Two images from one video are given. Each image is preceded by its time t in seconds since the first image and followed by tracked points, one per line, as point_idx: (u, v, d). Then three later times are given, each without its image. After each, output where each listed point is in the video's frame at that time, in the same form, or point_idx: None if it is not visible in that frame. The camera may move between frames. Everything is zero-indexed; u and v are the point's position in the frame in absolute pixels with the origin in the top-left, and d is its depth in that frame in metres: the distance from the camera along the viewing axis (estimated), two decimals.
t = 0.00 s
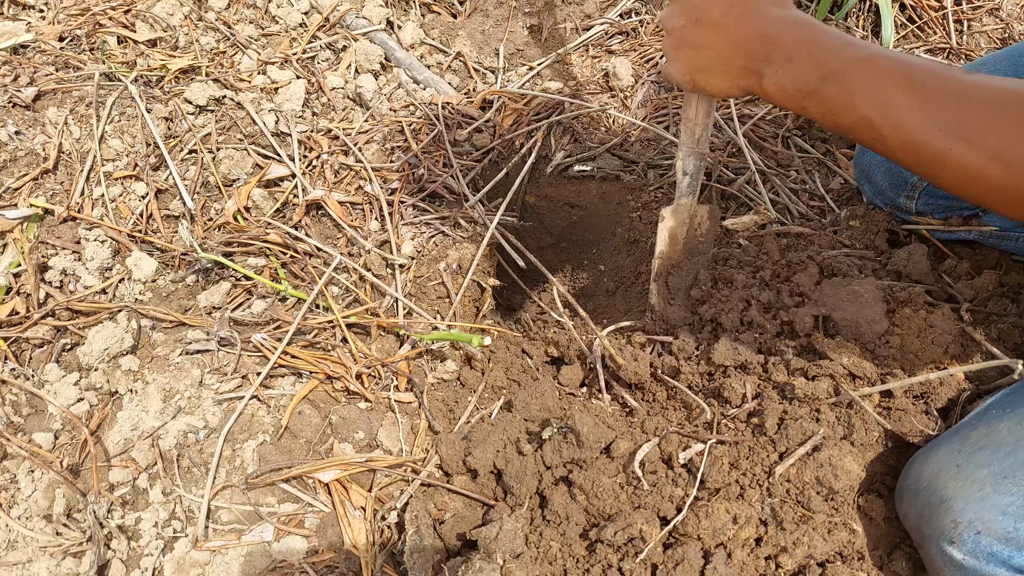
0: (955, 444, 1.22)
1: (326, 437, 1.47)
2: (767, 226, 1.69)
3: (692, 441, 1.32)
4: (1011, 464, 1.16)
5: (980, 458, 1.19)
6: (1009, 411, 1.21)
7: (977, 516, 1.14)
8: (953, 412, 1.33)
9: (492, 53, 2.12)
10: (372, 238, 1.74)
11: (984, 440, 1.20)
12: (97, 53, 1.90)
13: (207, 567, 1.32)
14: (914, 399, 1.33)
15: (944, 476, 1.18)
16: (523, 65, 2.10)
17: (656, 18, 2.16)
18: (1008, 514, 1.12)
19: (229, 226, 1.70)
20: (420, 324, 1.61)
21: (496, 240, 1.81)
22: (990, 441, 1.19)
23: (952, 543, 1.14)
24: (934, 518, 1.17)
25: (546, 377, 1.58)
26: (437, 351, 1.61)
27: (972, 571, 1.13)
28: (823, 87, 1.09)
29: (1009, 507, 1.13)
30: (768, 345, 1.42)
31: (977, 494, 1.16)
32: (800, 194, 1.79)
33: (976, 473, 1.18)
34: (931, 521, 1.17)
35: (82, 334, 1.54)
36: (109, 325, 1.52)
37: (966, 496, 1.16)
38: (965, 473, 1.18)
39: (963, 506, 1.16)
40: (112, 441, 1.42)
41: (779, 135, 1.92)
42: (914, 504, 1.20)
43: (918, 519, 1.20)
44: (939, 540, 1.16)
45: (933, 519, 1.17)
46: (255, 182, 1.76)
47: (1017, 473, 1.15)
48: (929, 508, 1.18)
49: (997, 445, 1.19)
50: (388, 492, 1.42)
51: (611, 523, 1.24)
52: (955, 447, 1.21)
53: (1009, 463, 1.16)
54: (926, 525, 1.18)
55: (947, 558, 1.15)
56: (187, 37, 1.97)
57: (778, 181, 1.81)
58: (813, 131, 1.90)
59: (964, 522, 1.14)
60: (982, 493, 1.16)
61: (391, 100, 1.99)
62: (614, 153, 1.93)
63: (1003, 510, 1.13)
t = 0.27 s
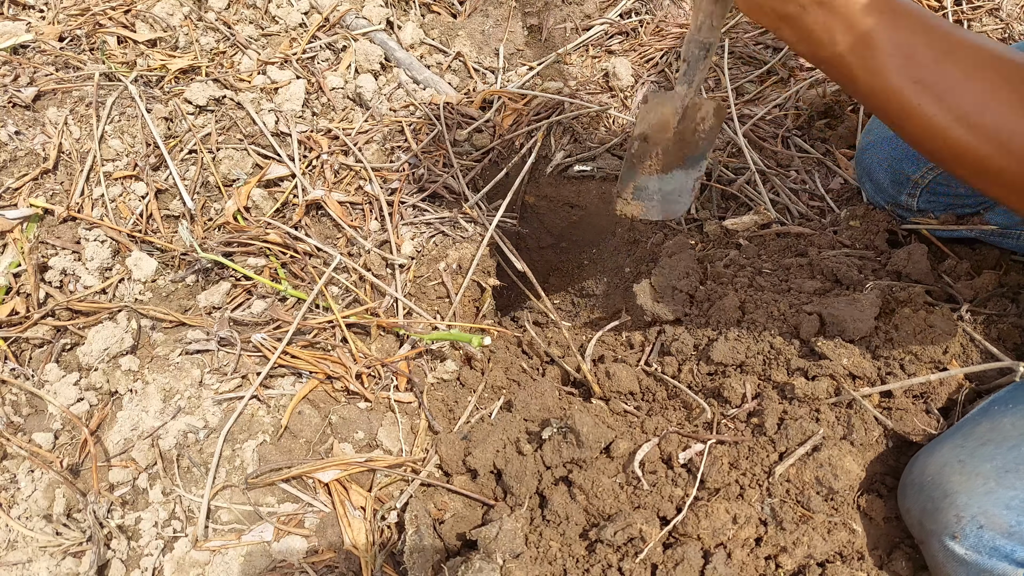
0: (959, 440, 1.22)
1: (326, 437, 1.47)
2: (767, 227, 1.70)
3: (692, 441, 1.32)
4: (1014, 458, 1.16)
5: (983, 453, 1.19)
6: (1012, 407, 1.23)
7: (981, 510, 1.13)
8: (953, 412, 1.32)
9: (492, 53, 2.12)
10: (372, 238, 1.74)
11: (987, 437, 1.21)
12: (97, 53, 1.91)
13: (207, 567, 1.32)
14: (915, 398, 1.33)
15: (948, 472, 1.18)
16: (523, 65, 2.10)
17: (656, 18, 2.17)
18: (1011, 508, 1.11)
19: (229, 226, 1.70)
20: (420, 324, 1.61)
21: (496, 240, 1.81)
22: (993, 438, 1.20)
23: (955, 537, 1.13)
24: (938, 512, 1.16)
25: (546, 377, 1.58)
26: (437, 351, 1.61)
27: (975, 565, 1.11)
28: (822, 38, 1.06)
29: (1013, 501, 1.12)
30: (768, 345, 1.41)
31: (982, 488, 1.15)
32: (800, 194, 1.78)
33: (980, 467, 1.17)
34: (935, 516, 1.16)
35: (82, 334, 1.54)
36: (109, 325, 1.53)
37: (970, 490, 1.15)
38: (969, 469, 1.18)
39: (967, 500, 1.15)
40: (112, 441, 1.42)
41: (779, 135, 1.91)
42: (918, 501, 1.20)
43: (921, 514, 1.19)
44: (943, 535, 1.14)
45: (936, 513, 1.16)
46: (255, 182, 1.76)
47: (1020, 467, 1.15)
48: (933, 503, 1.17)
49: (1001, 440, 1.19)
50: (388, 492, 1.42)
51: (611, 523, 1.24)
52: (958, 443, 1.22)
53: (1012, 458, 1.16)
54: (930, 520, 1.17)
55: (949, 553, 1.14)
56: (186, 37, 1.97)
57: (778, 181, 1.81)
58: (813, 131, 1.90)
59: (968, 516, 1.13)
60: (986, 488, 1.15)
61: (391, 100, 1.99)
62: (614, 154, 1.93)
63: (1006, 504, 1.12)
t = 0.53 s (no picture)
0: (955, 440, 1.23)
1: (326, 437, 1.47)
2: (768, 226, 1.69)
3: (691, 441, 1.32)
4: (1009, 458, 1.17)
5: (980, 452, 1.19)
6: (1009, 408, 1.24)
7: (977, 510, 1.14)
8: (953, 412, 1.33)
9: (492, 53, 2.12)
10: (372, 238, 1.74)
11: (984, 436, 1.21)
12: (97, 53, 1.91)
13: (207, 567, 1.32)
14: (914, 399, 1.33)
15: (945, 472, 1.19)
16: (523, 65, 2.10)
17: (656, 18, 2.19)
18: (1008, 507, 1.12)
19: (229, 226, 1.70)
20: (420, 324, 1.61)
21: (496, 240, 1.81)
22: (990, 437, 1.21)
23: (953, 537, 1.13)
24: (935, 513, 1.16)
25: (546, 377, 1.58)
26: (437, 350, 1.61)
27: (974, 566, 1.10)
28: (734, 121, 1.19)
29: (1009, 501, 1.13)
30: (767, 346, 1.41)
31: (979, 487, 1.16)
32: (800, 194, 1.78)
33: (976, 467, 1.18)
34: (932, 516, 1.16)
35: (82, 334, 1.54)
36: (109, 325, 1.53)
37: (966, 490, 1.16)
38: (965, 468, 1.18)
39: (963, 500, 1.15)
40: (112, 441, 1.42)
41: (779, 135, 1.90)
42: (915, 501, 1.20)
43: (918, 515, 1.19)
44: (940, 535, 1.14)
45: (934, 513, 1.16)
46: (255, 182, 1.76)
47: (1016, 467, 1.16)
48: (930, 504, 1.17)
49: (997, 439, 1.20)
50: (388, 492, 1.42)
51: (611, 523, 1.24)
52: (955, 443, 1.22)
53: (1008, 458, 1.17)
54: (927, 521, 1.17)
55: (947, 553, 1.13)
56: (187, 37, 1.97)
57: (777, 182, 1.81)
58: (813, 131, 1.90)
59: (965, 516, 1.13)
60: (982, 487, 1.16)
61: (391, 100, 1.99)
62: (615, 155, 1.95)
63: (1002, 504, 1.13)
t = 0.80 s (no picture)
0: (950, 444, 1.22)
1: (326, 437, 1.47)
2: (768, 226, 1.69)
3: (691, 441, 1.32)
4: (1003, 463, 1.19)
5: (975, 457, 1.20)
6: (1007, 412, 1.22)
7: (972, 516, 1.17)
8: (952, 412, 1.33)
9: (492, 53, 2.12)
10: (372, 238, 1.74)
11: (979, 441, 1.21)
12: (97, 53, 1.91)
13: (207, 567, 1.32)
14: (915, 399, 1.32)
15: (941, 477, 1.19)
16: (523, 65, 2.10)
17: (656, 18, 2.18)
18: (1001, 514, 1.16)
19: (229, 226, 1.70)
20: (420, 324, 1.61)
21: (496, 239, 1.81)
22: (986, 442, 1.21)
23: (948, 544, 1.16)
24: (931, 519, 1.18)
25: (546, 377, 1.58)
26: (437, 351, 1.61)
27: (967, 571, 1.15)
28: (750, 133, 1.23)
29: (1002, 507, 1.16)
30: (768, 346, 1.41)
31: (973, 494, 1.19)
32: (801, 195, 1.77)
33: (971, 473, 1.20)
34: (928, 523, 1.18)
35: (82, 334, 1.54)
36: (109, 325, 1.53)
37: (961, 497, 1.19)
38: (960, 474, 1.20)
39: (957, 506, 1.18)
40: (112, 441, 1.42)
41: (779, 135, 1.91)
42: (911, 506, 1.20)
43: (914, 519, 1.20)
44: (936, 542, 1.17)
45: (930, 519, 1.18)
46: (255, 182, 1.76)
47: (1009, 472, 1.18)
48: (925, 509, 1.19)
49: (992, 444, 1.20)
50: (388, 492, 1.42)
51: (611, 523, 1.24)
52: (950, 449, 1.21)
53: (1002, 462, 1.19)
54: (923, 526, 1.19)
55: (942, 559, 1.17)
56: (186, 37, 1.97)
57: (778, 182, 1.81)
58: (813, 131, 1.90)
59: (959, 523, 1.17)
60: (976, 493, 1.19)
61: (391, 100, 1.99)
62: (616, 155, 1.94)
63: (996, 510, 1.16)
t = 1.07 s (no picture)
0: (952, 444, 1.23)
1: (326, 437, 1.47)
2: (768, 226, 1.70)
3: (692, 441, 1.32)
4: (1005, 463, 1.18)
5: (977, 457, 1.20)
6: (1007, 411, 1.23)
7: (975, 515, 1.16)
8: (953, 412, 1.33)
9: (492, 53, 2.12)
10: (372, 238, 1.74)
11: (981, 441, 1.21)
12: (97, 53, 1.91)
13: (207, 567, 1.32)
14: (914, 399, 1.32)
15: (942, 477, 1.19)
16: (524, 65, 2.10)
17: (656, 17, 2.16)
18: (1003, 513, 1.14)
19: (229, 226, 1.70)
20: (420, 324, 1.61)
21: (496, 239, 1.81)
22: (987, 442, 1.21)
23: (950, 543, 1.15)
24: (932, 519, 1.18)
25: (546, 377, 1.58)
26: (437, 350, 1.61)
27: (970, 571, 1.14)
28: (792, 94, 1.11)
29: (1004, 507, 1.15)
30: (767, 346, 1.41)
31: (974, 494, 1.18)
32: (800, 194, 1.79)
33: (973, 473, 1.19)
34: (930, 522, 1.18)
35: (82, 334, 1.54)
36: (109, 325, 1.52)
37: (962, 496, 1.18)
38: (962, 473, 1.19)
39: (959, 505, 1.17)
40: (112, 441, 1.42)
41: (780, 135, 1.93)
42: (913, 506, 1.21)
43: (915, 518, 1.20)
44: (937, 541, 1.17)
45: (932, 519, 1.18)
46: (255, 182, 1.76)
47: (1012, 472, 1.17)
48: (926, 509, 1.19)
49: (992, 445, 1.20)
50: (388, 492, 1.41)
51: (611, 523, 1.24)
52: (952, 449, 1.22)
53: (1003, 462, 1.19)
54: (925, 525, 1.19)
55: (944, 558, 1.16)
56: (186, 37, 1.97)
57: (777, 182, 1.81)
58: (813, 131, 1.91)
59: (961, 522, 1.16)
60: (978, 493, 1.18)
61: (391, 100, 1.99)
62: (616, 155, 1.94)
63: (998, 510, 1.15)
